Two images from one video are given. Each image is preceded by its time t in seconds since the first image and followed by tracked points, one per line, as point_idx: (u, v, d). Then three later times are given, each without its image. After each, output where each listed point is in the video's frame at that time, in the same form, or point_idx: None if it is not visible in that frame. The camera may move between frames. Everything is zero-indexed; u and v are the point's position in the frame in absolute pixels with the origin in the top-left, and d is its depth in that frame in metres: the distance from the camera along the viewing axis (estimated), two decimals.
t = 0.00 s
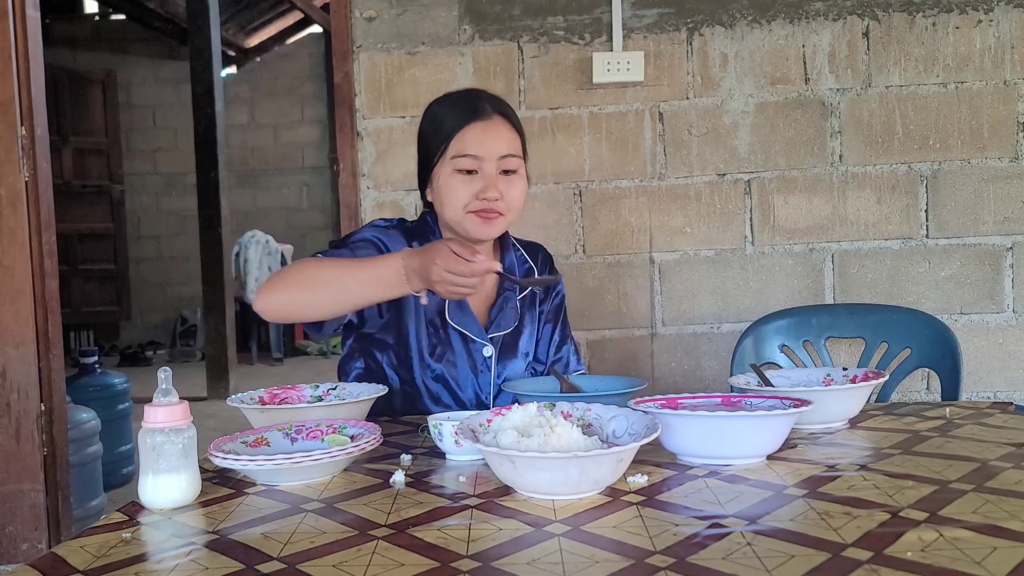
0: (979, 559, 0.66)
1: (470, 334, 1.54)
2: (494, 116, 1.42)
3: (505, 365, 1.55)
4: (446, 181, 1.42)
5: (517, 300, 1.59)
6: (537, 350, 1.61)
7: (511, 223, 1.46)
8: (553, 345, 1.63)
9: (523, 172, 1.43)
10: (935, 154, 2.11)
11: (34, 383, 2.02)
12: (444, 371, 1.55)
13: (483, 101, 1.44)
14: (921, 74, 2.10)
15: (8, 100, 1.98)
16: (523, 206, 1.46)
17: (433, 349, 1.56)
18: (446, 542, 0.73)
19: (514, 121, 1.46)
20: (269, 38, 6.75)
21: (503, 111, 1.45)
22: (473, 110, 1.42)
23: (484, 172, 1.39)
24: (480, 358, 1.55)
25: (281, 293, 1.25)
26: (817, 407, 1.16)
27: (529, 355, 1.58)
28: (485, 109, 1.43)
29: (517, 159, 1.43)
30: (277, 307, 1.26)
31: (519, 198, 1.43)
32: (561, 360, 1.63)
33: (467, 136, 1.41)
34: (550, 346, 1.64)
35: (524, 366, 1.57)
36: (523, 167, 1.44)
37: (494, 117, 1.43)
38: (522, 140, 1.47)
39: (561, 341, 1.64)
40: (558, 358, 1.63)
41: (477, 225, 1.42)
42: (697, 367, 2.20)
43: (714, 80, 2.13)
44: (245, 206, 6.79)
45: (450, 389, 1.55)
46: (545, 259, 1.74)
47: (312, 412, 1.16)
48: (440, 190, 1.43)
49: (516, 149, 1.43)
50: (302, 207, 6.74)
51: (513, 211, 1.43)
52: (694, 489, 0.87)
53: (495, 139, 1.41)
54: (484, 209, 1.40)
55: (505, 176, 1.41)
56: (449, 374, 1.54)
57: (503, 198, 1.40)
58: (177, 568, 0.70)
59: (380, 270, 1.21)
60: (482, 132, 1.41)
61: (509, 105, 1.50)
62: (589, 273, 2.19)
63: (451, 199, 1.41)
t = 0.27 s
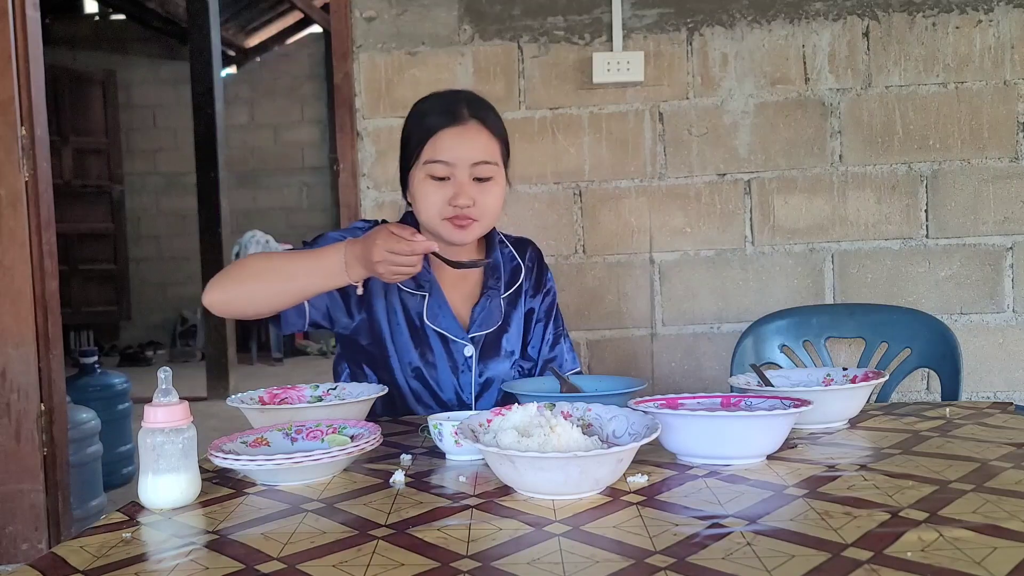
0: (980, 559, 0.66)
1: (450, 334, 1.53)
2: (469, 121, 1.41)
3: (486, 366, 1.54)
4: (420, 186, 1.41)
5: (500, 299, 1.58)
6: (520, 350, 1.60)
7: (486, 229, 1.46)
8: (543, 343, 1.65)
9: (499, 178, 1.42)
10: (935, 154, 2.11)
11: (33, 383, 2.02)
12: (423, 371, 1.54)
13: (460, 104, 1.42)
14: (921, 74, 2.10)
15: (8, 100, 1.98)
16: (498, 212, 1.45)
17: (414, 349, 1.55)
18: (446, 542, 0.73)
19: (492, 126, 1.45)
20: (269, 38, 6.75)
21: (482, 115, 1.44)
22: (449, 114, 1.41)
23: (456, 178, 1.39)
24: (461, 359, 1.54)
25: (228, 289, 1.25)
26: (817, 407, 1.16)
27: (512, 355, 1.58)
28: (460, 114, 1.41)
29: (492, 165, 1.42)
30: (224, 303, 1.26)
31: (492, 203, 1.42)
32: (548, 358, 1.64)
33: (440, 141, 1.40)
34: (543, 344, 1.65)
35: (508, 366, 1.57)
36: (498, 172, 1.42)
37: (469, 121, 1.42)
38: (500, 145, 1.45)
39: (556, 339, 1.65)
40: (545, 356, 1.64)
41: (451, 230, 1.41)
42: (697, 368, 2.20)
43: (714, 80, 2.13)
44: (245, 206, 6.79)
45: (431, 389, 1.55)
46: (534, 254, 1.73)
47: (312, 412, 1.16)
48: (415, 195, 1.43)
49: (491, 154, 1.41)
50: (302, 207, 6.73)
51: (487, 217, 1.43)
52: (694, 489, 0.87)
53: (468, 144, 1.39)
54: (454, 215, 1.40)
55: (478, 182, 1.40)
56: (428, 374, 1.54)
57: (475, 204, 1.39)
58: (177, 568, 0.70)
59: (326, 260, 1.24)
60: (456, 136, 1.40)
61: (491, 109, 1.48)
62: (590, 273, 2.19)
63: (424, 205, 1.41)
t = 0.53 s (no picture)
0: (980, 559, 0.66)
1: (438, 335, 1.53)
2: (445, 128, 1.41)
3: (476, 365, 1.54)
4: (396, 193, 1.42)
5: (490, 297, 1.59)
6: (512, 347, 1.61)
7: (463, 236, 1.47)
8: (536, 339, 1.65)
9: (475, 186, 1.43)
10: (935, 154, 2.11)
11: (33, 383, 2.02)
12: (414, 373, 1.54)
13: (438, 110, 1.42)
14: (921, 74, 2.10)
15: (8, 100, 1.98)
16: (475, 219, 1.46)
17: (405, 350, 1.55)
18: (446, 542, 0.73)
19: (471, 133, 1.44)
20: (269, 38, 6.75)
21: (460, 122, 1.43)
22: (428, 121, 1.41)
23: (431, 189, 1.39)
24: (450, 359, 1.54)
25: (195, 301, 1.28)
26: (817, 407, 1.16)
27: (503, 352, 1.58)
28: (436, 122, 1.41)
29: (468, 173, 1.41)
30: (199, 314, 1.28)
31: (468, 211, 1.43)
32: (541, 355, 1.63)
33: (416, 149, 1.39)
34: (536, 341, 1.64)
35: (500, 363, 1.57)
36: (475, 179, 1.42)
37: (445, 128, 1.41)
38: (478, 152, 1.45)
39: (549, 336, 1.64)
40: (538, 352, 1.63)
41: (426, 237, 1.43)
42: (697, 368, 2.20)
43: (714, 80, 2.13)
44: (245, 206, 6.79)
45: (422, 390, 1.55)
46: (524, 249, 1.73)
47: (312, 412, 1.16)
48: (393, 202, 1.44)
49: (467, 162, 1.41)
50: (302, 207, 6.73)
51: (463, 225, 1.44)
52: (694, 489, 0.87)
53: (443, 153, 1.39)
54: (430, 225, 1.41)
55: (453, 191, 1.41)
56: (419, 375, 1.54)
57: (449, 213, 1.41)
58: (177, 568, 0.70)
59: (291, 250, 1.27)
60: (432, 145, 1.39)
61: (473, 113, 1.47)
62: (590, 273, 2.19)
63: (401, 214, 1.43)
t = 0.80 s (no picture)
0: (980, 559, 0.66)
1: (431, 336, 1.54)
2: (429, 134, 1.40)
3: (470, 365, 1.55)
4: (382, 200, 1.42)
5: (484, 297, 1.60)
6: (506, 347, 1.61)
7: (451, 240, 1.48)
8: (532, 338, 1.65)
9: (459, 192, 1.43)
10: (935, 154, 2.11)
11: (33, 383, 2.02)
12: (408, 374, 1.54)
13: (422, 116, 1.41)
14: (921, 74, 2.10)
15: (8, 100, 1.98)
16: (462, 223, 1.47)
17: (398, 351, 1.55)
18: (446, 542, 0.73)
19: (456, 137, 1.43)
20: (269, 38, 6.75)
21: (444, 127, 1.42)
22: (412, 127, 1.40)
23: (416, 196, 1.39)
24: (443, 360, 1.54)
25: (181, 294, 1.26)
26: (817, 407, 1.16)
27: (498, 352, 1.58)
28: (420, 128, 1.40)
29: (452, 179, 1.41)
30: (180, 311, 1.27)
31: (454, 216, 1.44)
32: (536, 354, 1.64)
33: (399, 156, 1.39)
34: (533, 341, 1.65)
35: (494, 363, 1.57)
36: (460, 184, 1.43)
37: (429, 134, 1.41)
38: (462, 156, 1.44)
39: (547, 335, 1.65)
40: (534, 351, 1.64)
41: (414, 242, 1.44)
42: (697, 368, 2.20)
43: (714, 80, 2.13)
44: (245, 206, 6.79)
45: (416, 390, 1.55)
46: (520, 247, 1.72)
47: (312, 412, 1.16)
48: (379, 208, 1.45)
49: (451, 168, 1.41)
50: (302, 207, 6.73)
51: (449, 229, 1.45)
52: (694, 489, 0.87)
53: (427, 159, 1.39)
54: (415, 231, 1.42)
55: (438, 196, 1.41)
56: (413, 376, 1.54)
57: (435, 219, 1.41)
58: (177, 567, 0.70)
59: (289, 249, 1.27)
60: (416, 151, 1.39)
61: (459, 117, 1.46)
62: (590, 273, 2.19)
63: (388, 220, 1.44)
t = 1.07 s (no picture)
0: (979, 559, 0.66)
1: (429, 336, 1.53)
2: (417, 128, 1.41)
3: (469, 365, 1.54)
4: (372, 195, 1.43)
5: (482, 297, 1.60)
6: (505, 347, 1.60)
7: (443, 237, 1.47)
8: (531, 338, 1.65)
9: (448, 186, 1.43)
10: (935, 154, 2.11)
11: (34, 383, 2.02)
12: (406, 374, 1.54)
13: (411, 111, 1.42)
14: (921, 74, 2.10)
15: (8, 100, 1.97)
16: (453, 218, 1.46)
17: (396, 350, 1.55)
18: (446, 542, 0.73)
19: (445, 131, 1.44)
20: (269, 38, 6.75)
21: (433, 122, 1.43)
22: (401, 122, 1.41)
23: (405, 189, 1.40)
24: (441, 360, 1.54)
25: (175, 285, 1.28)
26: (817, 407, 1.16)
27: (497, 352, 1.58)
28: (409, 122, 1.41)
29: (441, 172, 1.42)
30: (178, 301, 1.29)
31: (444, 210, 1.44)
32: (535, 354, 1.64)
33: (387, 150, 1.40)
34: (533, 341, 1.65)
35: (493, 363, 1.57)
36: (450, 178, 1.43)
37: (418, 128, 1.42)
38: (452, 151, 1.45)
39: (547, 335, 1.66)
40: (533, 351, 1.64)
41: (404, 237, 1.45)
42: (697, 368, 2.20)
43: (714, 80, 2.13)
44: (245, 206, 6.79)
45: (415, 390, 1.54)
46: (518, 247, 1.73)
47: (312, 412, 1.16)
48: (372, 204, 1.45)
49: (440, 162, 1.42)
50: (302, 207, 6.74)
51: (439, 225, 1.44)
52: (694, 489, 0.87)
53: (416, 153, 1.40)
54: (406, 226, 1.42)
55: (427, 190, 1.41)
56: (411, 376, 1.54)
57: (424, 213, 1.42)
58: (177, 567, 0.70)
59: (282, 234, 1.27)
60: (404, 145, 1.40)
61: (450, 113, 1.47)
62: (590, 273, 2.19)
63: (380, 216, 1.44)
